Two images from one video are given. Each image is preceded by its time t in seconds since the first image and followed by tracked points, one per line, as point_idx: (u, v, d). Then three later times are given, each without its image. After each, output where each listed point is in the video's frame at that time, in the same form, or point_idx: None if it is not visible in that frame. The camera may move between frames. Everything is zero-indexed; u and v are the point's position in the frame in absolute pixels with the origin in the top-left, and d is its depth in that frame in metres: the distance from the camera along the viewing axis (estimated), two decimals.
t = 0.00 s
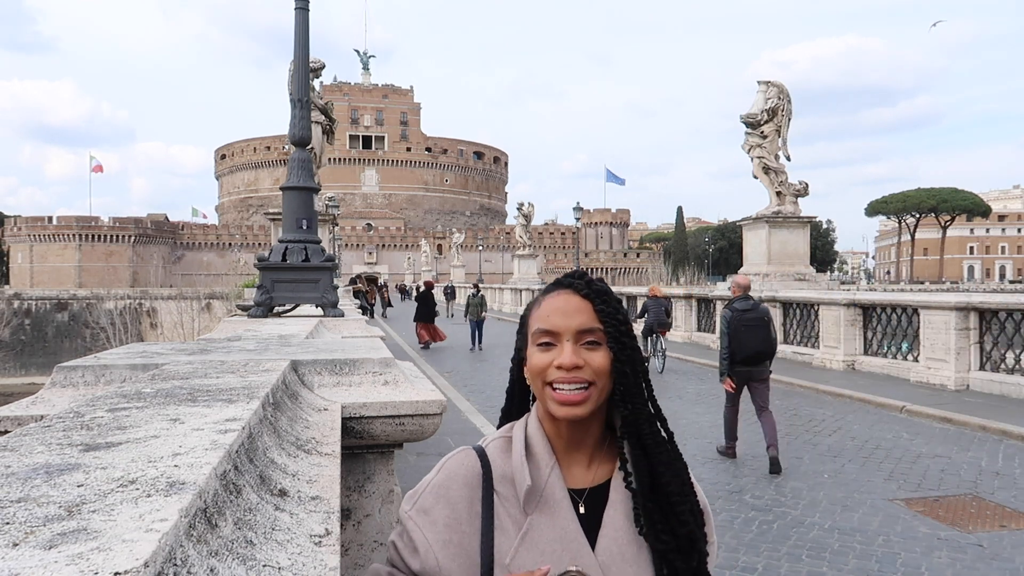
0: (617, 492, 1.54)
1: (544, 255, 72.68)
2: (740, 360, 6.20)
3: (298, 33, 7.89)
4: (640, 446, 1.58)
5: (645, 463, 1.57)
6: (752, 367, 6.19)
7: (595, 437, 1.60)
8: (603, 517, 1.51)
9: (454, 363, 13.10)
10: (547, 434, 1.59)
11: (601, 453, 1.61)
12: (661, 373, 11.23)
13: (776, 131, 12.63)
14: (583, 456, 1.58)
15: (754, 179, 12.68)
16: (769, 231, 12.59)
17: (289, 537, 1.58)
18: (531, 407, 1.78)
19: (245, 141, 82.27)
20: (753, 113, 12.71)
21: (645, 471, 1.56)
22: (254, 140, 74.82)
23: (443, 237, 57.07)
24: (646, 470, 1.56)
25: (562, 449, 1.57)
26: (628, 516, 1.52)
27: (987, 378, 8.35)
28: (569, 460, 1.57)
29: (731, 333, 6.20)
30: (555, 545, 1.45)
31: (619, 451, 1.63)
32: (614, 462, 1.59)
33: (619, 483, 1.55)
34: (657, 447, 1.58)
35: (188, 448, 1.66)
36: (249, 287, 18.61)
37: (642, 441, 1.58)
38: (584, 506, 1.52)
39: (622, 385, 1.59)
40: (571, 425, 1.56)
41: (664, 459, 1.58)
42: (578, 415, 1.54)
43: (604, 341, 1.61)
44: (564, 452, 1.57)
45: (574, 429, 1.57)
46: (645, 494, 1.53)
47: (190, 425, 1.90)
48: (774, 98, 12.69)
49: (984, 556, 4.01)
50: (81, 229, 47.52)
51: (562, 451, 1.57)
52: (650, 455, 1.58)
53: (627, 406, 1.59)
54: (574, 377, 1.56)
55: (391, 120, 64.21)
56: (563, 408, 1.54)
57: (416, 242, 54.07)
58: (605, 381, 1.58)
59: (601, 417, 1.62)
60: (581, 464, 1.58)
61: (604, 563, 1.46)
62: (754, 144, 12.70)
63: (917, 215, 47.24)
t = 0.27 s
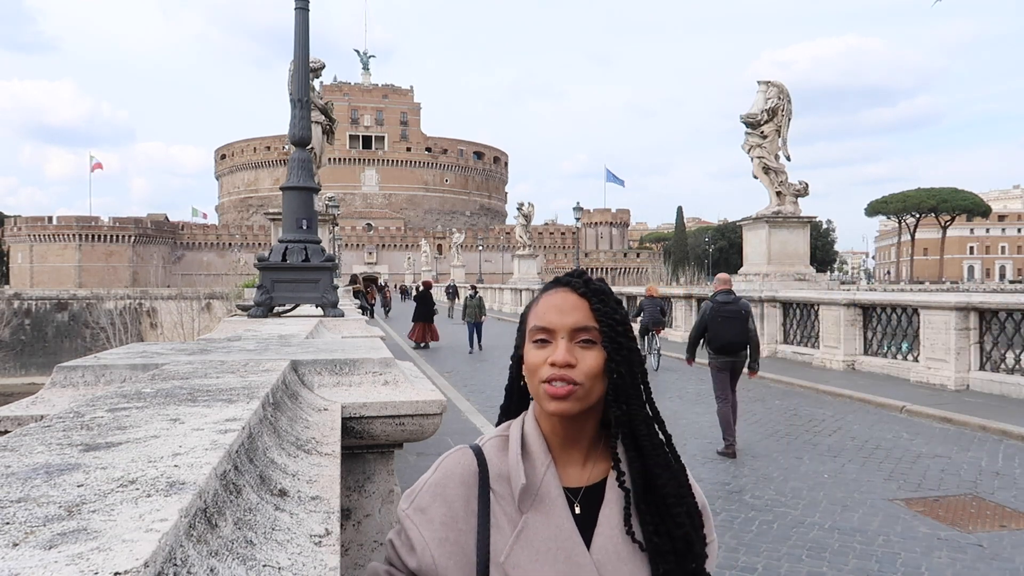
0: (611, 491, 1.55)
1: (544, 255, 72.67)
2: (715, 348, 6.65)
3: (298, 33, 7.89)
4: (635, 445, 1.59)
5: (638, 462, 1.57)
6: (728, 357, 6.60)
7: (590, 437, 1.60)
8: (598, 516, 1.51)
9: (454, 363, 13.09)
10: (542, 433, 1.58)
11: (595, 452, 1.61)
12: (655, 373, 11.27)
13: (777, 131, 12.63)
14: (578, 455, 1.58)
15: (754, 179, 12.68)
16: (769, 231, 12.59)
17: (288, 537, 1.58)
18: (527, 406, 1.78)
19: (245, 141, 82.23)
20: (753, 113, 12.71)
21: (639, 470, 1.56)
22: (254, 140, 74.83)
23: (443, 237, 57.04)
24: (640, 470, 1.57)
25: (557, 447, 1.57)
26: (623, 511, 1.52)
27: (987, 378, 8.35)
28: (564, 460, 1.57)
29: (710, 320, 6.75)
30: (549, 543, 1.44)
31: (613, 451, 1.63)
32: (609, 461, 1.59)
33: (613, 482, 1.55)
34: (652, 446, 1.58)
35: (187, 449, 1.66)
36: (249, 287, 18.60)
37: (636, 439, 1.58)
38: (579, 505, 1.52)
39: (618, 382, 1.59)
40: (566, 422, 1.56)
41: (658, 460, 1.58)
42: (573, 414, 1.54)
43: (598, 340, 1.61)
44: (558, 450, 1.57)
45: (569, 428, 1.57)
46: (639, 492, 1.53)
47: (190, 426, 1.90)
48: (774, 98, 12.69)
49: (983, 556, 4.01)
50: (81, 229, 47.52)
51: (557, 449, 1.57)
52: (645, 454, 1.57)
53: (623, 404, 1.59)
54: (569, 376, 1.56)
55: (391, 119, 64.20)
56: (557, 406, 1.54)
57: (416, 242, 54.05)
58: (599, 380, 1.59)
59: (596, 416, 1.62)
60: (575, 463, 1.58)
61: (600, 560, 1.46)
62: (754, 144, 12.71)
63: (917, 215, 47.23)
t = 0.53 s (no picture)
0: (612, 492, 1.55)
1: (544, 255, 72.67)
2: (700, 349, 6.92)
3: (298, 33, 7.88)
4: (637, 445, 1.58)
5: (641, 465, 1.56)
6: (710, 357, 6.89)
7: (592, 438, 1.60)
8: (598, 516, 1.51)
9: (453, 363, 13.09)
10: (543, 434, 1.58)
11: (596, 453, 1.61)
12: (652, 371, 11.35)
13: (777, 131, 12.63)
14: (578, 456, 1.58)
15: (754, 179, 12.68)
16: (769, 231, 12.59)
17: (289, 537, 1.58)
18: (527, 407, 1.78)
19: (245, 141, 82.21)
20: (753, 114, 12.70)
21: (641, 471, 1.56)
22: (254, 140, 74.83)
23: (444, 237, 57.03)
24: (642, 473, 1.55)
25: (558, 448, 1.57)
26: (623, 510, 1.52)
27: (988, 378, 8.35)
28: (565, 459, 1.57)
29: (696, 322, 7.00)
30: (548, 543, 1.44)
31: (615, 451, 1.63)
32: (610, 461, 1.59)
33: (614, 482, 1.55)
34: (655, 449, 1.58)
35: (187, 448, 1.66)
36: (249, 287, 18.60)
37: (638, 440, 1.58)
38: (580, 506, 1.52)
39: (620, 385, 1.59)
40: (567, 423, 1.56)
41: (660, 462, 1.58)
42: (573, 416, 1.54)
43: (602, 342, 1.61)
44: (560, 450, 1.57)
45: (570, 428, 1.57)
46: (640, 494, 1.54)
47: (190, 426, 1.90)
48: (774, 97, 12.69)
49: (982, 556, 4.01)
50: (81, 229, 47.53)
51: (558, 450, 1.57)
52: (646, 456, 1.57)
53: (624, 405, 1.59)
54: (570, 377, 1.56)
55: (391, 119, 64.19)
56: (558, 406, 1.54)
57: (415, 242, 54.03)
58: (601, 382, 1.59)
59: (597, 418, 1.62)
60: (577, 464, 1.57)
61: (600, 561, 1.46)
62: (754, 144, 12.70)
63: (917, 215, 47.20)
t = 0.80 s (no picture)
0: (615, 492, 1.54)
1: (544, 255, 72.66)
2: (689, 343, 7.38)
3: (298, 33, 7.89)
4: (640, 447, 1.59)
5: (643, 465, 1.56)
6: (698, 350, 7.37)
7: (594, 438, 1.60)
8: (600, 517, 1.51)
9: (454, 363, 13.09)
10: (545, 434, 1.59)
11: (597, 454, 1.61)
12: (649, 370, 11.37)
13: (776, 131, 12.63)
14: (580, 456, 1.58)
15: (754, 179, 12.69)
16: (769, 231, 12.59)
17: (289, 537, 1.58)
18: (529, 407, 1.78)
19: (244, 141, 82.23)
20: (753, 113, 12.71)
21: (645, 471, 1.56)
22: (254, 140, 74.83)
23: (444, 237, 57.04)
24: (644, 473, 1.55)
25: (561, 448, 1.57)
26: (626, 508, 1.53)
27: (988, 378, 8.35)
28: (566, 460, 1.58)
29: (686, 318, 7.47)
30: (549, 544, 1.44)
31: (617, 451, 1.63)
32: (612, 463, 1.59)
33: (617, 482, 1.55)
34: (657, 450, 1.58)
35: (187, 449, 1.67)
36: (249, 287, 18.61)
37: (640, 441, 1.58)
38: (581, 506, 1.52)
39: (625, 386, 1.59)
40: (570, 423, 1.56)
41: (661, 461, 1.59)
42: (576, 415, 1.54)
43: (606, 344, 1.61)
44: (561, 450, 1.57)
45: (571, 427, 1.57)
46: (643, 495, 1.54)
47: (190, 426, 1.90)
48: (774, 98, 12.69)
49: (983, 556, 4.01)
50: (81, 229, 47.53)
51: (560, 450, 1.57)
52: (649, 456, 1.57)
53: (628, 406, 1.59)
54: (574, 376, 1.56)
55: (391, 120, 64.18)
56: (562, 406, 1.54)
57: (415, 242, 54.01)
58: (604, 382, 1.59)
59: (601, 418, 1.62)
60: (578, 464, 1.58)
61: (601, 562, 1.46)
62: (754, 144, 12.71)
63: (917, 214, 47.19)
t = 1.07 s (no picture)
0: (610, 491, 1.54)
1: (544, 255, 72.64)
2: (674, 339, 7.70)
3: (298, 33, 7.89)
4: (636, 446, 1.58)
5: (640, 465, 1.56)
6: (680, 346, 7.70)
7: (588, 436, 1.60)
8: (593, 518, 1.50)
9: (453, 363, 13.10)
10: (539, 431, 1.59)
11: (592, 453, 1.61)
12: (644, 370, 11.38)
13: (776, 131, 12.63)
14: (574, 455, 1.58)
15: (754, 179, 12.69)
16: (769, 231, 12.59)
17: (288, 537, 1.58)
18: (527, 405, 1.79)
19: (244, 141, 82.22)
20: (753, 114, 12.71)
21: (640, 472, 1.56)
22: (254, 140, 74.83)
23: (443, 237, 57.04)
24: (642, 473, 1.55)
25: (555, 447, 1.57)
26: (621, 508, 1.52)
27: (987, 378, 8.35)
28: (561, 459, 1.57)
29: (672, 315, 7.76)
30: (543, 544, 1.44)
31: (612, 448, 1.63)
32: (607, 464, 1.58)
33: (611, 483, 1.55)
34: (653, 452, 1.58)
35: (187, 448, 1.67)
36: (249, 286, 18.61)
37: (636, 441, 1.58)
38: (574, 508, 1.52)
39: (623, 385, 1.59)
40: (563, 421, 1.56)
41: (657, 460, 1.58)
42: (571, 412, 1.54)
43: (606, 342, 1.61)
44: (555, 447, 1.58)
45: (565, 425, 1.57)
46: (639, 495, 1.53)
47: (190, 426, 1.90)
48: (774, 97, 12.69)
49: (983, 556, 4.01)
50: (81, 229, 47.50)
51: (554, 448, 1.58)
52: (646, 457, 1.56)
53: (625, 404, 1.59)
54: (571, 374, 1.56)
55: (391, 120, 64.16)
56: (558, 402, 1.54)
57: (415, 242, 53.98)
58: (601, 380, 1.58)
59: (597, 417, 1.61)
60: (572, 464, 1.58)
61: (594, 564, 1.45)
62: (754, 144, 12.71)
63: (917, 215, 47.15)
